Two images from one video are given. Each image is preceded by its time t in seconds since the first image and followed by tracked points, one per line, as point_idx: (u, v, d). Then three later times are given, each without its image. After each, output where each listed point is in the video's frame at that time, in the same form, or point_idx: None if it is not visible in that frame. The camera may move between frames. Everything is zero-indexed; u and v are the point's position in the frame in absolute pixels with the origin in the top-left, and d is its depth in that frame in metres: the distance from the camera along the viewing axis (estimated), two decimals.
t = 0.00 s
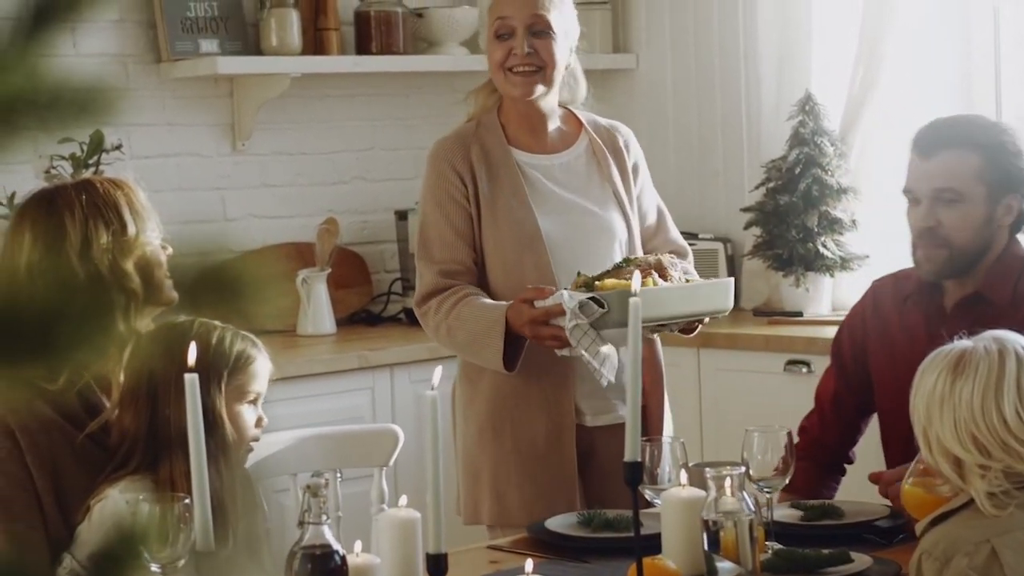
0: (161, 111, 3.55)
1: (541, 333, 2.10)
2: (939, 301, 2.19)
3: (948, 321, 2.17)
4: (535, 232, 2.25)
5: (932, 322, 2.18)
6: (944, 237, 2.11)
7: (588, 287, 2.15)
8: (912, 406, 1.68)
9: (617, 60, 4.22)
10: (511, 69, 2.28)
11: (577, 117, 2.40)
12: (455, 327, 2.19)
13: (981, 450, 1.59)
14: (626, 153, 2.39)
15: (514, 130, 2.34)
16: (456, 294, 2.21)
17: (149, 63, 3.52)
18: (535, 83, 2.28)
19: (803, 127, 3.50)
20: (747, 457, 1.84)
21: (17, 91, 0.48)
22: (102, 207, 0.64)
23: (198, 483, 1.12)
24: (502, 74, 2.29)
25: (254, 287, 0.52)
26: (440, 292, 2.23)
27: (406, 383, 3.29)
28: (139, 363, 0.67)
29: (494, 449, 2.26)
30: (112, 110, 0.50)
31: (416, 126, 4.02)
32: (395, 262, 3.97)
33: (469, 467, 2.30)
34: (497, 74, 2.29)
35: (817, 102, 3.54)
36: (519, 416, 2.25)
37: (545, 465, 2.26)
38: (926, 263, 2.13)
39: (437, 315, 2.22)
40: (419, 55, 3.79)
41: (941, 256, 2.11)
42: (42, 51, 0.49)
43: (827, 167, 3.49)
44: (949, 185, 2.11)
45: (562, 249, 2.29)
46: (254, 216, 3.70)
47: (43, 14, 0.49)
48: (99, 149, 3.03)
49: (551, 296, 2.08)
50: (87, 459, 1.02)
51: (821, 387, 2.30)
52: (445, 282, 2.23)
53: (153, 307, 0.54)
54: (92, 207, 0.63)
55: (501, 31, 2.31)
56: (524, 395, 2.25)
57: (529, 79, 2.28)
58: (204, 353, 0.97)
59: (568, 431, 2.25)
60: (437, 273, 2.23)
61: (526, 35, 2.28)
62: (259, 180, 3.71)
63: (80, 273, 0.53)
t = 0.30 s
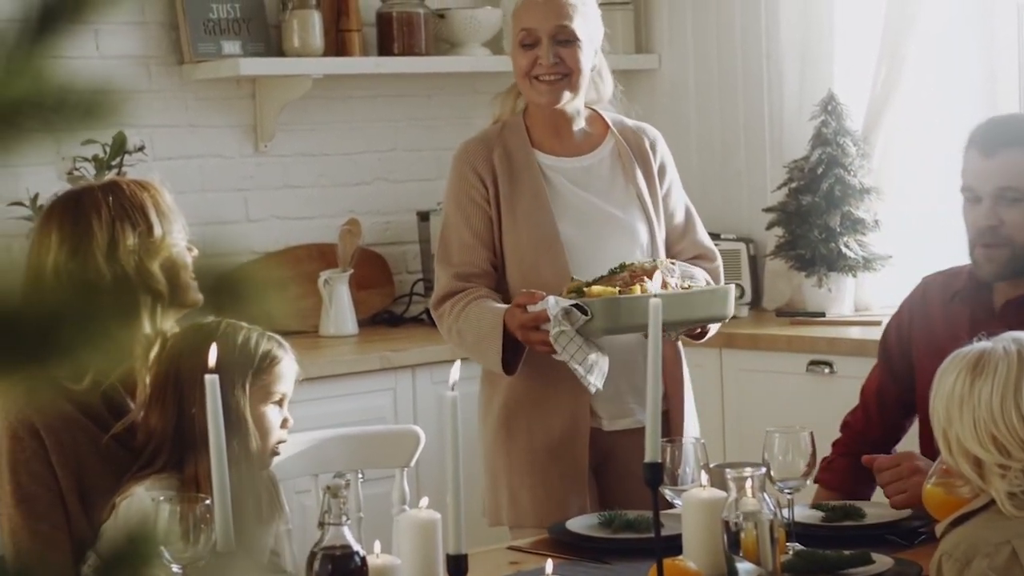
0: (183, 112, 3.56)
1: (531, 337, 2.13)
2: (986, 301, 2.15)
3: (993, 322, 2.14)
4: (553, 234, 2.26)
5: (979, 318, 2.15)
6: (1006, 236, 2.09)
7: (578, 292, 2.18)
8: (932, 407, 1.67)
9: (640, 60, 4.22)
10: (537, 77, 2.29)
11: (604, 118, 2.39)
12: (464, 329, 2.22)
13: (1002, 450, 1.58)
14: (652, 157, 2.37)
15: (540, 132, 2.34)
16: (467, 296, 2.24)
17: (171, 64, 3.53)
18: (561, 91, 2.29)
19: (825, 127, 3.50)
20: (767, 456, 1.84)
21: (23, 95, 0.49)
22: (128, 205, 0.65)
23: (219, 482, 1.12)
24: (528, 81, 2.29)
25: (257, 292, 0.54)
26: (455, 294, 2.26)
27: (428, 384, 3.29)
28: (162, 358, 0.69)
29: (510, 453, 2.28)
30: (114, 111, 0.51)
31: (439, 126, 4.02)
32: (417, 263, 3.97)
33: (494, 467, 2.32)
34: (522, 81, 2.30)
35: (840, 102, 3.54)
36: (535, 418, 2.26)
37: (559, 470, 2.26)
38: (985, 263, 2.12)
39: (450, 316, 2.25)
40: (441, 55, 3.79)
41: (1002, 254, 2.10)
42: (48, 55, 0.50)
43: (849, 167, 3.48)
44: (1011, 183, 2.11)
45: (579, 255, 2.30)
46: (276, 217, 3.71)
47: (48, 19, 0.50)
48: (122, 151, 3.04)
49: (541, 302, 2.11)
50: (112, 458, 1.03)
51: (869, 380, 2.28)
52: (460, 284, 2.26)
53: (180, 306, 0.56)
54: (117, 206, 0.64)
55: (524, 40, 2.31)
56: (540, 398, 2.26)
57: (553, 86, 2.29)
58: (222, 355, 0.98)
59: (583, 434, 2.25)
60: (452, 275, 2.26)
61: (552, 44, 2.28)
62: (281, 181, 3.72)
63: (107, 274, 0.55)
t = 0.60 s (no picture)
0: (208, 113, 3.57)
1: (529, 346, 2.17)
2: None
3: None
4: (572, 240, 2.28)
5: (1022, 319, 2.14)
6: None
7: (573, 305, 2.19)
8: (954, 409, 1.67)
9: (663, 62, 4.21)
10: (568, 90, 2.29)
11: (630, 120, 2.39)
12: (477, 333, 2.24)
13: None
14: (676, 161, 2.36)
15: (564, 136, 2.35)
16: (484, 301, 2.25)
17: (195, 66, 3.54)
18: (593, 105, 2.29)
19: (850, 129, 3.49)
20: (789, 459, 1.83)
21: (30, 96, 0.49)
22: (158, 210, 0.65)
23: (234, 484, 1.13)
24: (558, 94, 2.29)
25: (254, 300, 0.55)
26: (471, 300, 2.28)
27: (451, 385, 3.29)
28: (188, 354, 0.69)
29: (529, 457, 2.30)
30: (123, 112, 0.51)
31: (462, 128, 4.03)
32: (440, 264, 3.97)
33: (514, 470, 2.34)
34: (552, 93, 2.29)
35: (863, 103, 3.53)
36: (551, 424, 2.27)
37: (577, 474, 2.27)
38: None
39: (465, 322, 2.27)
40: (465, 57, 3.79)
41: None
42: (55, 56, 0.51)
43: (875, 169, 3.48)
44: None
45: (597, 260, 2.31)
46: (300, 218, 3.71)
47: (54, 20, 0.50)
48: (146, 152, 3.04)
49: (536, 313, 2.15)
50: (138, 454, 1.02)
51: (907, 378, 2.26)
52: (477, 290, 2.28)
53: (209, 307, 0.57)
54: (147, 211, 0.65)
55: (553, 53, 2.29)
56: (557, 404, 2.27)
57: (585, 100, 2.28)
58: (242, 357, 0.98)
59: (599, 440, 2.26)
60: (469, 281, 2.28)
61: (585, 59, 2.27)
62: (304, 182, 3.73)
63: (135, 275, 0.55)
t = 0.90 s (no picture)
0: (243, 106, 3.58)
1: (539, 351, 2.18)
2: None
3: None
4: (599, 240, 2.29)
5: None
6: None
7: (584, 309, 2.19)
8: (986, 406, 1.66)
9: (699, 56, 4.21)
10: (600, 93, 2.29)
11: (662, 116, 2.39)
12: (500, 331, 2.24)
13: None
14: (707, 159, 2.35)
15: (594, 135, 2.36)
16: (507, 300, 2.26)
17: (231, 58, 3.55)
18: (625, 107, 2.29)
19: (885, 124, 3.49)
20: (821, 455, 1.83)
21: (48, 86, 0.44)
22: (197, 203, 0.65)
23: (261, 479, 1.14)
24: (590, 97, 2.29)
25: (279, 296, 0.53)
26: (497, 299, 2.29)
27: (484, 378, 3.29)
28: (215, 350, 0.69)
29: (558, 456, 2.31)
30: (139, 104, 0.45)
31: (496, 121, 4.03)
32: (474, 258, 3.98)
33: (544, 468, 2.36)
34: (585, 96, 2.30)
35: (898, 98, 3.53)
36: (578, 424, 2.28)
37: (603, 475, 2.28)
38: None
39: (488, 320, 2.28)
40: (500, 50, 3.79)
41: None
42: (74, 46, 0.45)
43: (910, 165, 3.46)
44: None
45: (623, 259, 2.33)
46: (334, 211, 3.72)
47: (72, 12, 0.44)
48: (181, 145, 3.05)
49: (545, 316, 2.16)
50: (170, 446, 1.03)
51: (955, 369, 2.25)
52: (503, 289, 2.29)
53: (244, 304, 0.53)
54: (187, 202, 0.64)
55: (585, 58, 2.29)
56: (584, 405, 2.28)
57: (617, 104, 2.29)
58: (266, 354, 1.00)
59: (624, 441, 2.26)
60: (496, 281, 2.30)
61: (616, 64, 2.27)
62: (338, 175, 3.73)
63: (168, 272, 0.51)
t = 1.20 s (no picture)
0: (266, 105, 3.58)
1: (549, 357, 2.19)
2: None
3: None
4: (610, 243, 2.29)
5: None
6: None
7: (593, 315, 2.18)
8: (1009, 404, 1.65)
9: (723, 55, 4.20)
10: (609, 95, 2.28)
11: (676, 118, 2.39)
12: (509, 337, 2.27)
13: None
14: (721, 161, 2.34)
15: (606, 137, 2.36)
16: (517, 305, 2.28)
17: (254, 57, 3.55)
18: (634, 110, 2.29)
19: (909, 123, 3.48)
20: (843, 455, 1.83)
21: (56, 86, 0.43)
22: (228, 202, 0.65)
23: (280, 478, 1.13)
24: (599, 99, 2.29)
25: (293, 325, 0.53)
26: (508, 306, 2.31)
27: (507, 377, 3.30)
28: (224, 359, 0.69)
29: (575, 461, 2.32)
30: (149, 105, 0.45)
31: (518, 120, 4.03)
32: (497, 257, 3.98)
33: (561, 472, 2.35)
34: (593, 98, 2.29)
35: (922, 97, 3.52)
36: (596, 431, 2.29)
37: (620, 479, 2.29)
38: None
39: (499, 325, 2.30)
40: (523, 49, 3.79)
41: None
42: (81, 46, 0.43)
43: (934, 164, 3.45)
44: None
45: (637, 261, 2.33)
46: (357, 210, 3.72)
47: (80, 12, 0.43)
48: (204, 144, 3.06)
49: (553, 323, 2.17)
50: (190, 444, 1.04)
51: (981, 363, 2.24)
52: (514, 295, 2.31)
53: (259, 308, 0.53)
54: (217, 200, 0.65)
55: (594, 59, 2.29)
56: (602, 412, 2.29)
57: (625, 107, 2.28)
58: (286, 355, 1.00)
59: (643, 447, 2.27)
60: (506, 286, 2.31)
61: (625, 66, 2.27)
62: (361, 173, 3.73)
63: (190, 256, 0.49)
